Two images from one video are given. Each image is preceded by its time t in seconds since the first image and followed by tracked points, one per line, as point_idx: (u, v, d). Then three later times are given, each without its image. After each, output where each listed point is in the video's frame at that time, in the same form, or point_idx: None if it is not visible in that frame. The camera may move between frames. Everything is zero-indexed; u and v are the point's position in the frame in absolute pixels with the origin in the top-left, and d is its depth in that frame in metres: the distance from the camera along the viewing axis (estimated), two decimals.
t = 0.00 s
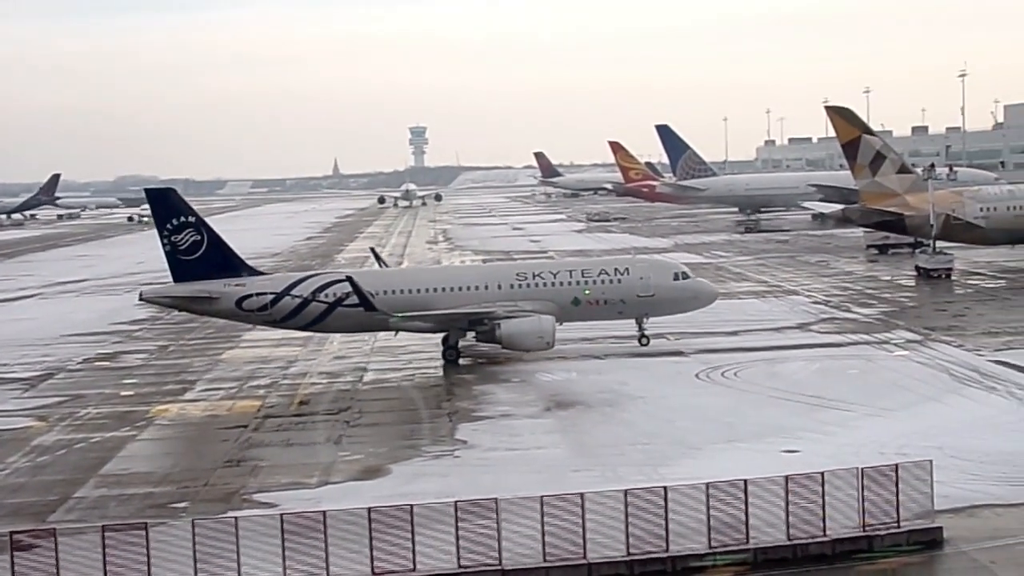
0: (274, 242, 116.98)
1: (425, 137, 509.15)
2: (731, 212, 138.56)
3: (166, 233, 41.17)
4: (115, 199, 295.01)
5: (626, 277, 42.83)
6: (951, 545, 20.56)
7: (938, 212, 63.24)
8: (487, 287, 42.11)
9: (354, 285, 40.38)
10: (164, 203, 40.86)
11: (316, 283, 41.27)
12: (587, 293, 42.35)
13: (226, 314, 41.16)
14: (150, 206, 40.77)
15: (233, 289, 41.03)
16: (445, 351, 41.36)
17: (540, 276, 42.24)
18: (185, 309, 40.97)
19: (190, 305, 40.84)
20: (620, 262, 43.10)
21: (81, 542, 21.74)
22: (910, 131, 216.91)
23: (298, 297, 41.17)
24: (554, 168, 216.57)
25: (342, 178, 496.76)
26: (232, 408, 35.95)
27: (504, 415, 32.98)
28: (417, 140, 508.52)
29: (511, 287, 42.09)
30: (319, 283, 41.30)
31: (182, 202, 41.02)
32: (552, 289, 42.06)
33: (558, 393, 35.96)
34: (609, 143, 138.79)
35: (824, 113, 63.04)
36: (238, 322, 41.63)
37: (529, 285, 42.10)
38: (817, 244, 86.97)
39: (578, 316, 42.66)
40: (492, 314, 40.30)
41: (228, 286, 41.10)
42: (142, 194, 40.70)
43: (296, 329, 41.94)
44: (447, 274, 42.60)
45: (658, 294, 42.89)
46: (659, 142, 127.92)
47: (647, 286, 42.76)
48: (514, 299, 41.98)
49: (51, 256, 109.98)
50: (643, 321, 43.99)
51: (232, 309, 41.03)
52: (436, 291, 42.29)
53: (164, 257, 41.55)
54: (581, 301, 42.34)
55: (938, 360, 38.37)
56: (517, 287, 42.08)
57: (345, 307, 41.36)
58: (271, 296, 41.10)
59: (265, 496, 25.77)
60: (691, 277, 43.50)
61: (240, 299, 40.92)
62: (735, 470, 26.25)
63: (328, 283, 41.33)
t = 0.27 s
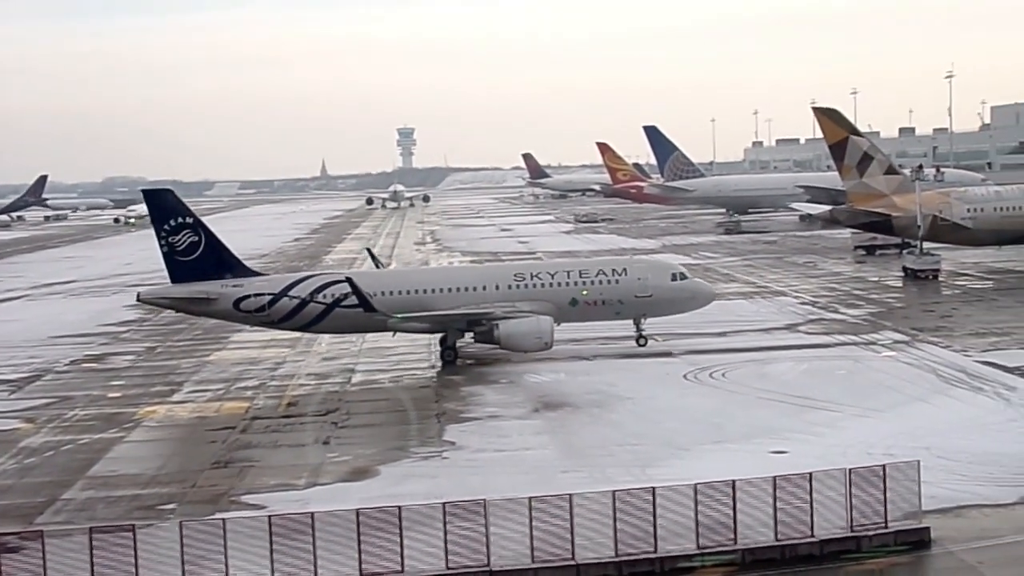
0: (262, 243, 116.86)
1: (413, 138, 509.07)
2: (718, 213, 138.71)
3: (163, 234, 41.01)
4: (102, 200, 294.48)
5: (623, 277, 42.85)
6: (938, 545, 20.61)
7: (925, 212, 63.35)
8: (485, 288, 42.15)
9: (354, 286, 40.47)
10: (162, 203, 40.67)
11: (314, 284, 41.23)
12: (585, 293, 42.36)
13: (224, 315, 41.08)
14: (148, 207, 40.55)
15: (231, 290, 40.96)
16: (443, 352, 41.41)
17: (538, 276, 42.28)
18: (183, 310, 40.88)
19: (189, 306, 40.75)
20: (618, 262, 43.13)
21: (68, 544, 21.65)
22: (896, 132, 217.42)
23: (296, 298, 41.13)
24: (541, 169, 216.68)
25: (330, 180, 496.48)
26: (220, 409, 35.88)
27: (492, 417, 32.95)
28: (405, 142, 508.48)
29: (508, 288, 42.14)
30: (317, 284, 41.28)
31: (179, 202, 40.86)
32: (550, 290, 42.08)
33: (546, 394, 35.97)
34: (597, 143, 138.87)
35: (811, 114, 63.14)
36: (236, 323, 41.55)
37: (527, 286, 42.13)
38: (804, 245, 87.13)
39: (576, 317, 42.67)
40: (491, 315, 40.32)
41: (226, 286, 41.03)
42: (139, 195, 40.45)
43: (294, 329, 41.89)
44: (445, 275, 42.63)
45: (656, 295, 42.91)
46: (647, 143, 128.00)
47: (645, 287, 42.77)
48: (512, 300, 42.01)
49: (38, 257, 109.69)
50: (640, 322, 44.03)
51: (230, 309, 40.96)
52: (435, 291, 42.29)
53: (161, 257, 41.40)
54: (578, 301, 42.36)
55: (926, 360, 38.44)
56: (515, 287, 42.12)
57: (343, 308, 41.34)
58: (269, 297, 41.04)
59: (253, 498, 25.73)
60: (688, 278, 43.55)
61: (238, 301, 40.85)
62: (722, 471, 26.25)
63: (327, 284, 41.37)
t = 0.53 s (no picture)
0: (246, 245, 116.67)
1: (397, 139, 508.54)
2: (703, 214, 138.84)
3: (157, 236, 41.01)
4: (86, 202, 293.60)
5: (618, 278, 42.92)
6: (922, 545, 20.65)
7: (908, 213, 63.50)
8: (479, 289, 42.18)
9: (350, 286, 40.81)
10: (156, 205, 40.71)
11: (309, 285, 41.14)
12: (579, 294, 42.43)
13: (218, 316, 41.02)
14: (143, 208, 40.56)
15: (225, 291, 40.89)
16: (437, 352, 41.57)
17: (532, 277, 42.33)
18: (176, 312, 40.83)
19: (182, 308, 40.71)
20: (612, 263, 43.19)
21: (51, 547, 21.58)
22: (880, 134, 217.69)
23: (291, 299, 41.02)
24: (526, 171, 216.53)
25: (314, 181, 495.66)
26: (204, 411, 35.80)
27: (477, 418, 32.93)
28: (389, 143, 507.92)
29: (502, 288, 42.18)
30: (311, 285, 41.17)
31: (173, 204, 40.89)
32: (544, 291, 42.13)
33: (531, 395, 35.97)
34: (582, 145, 138.89)
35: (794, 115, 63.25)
36: (230, 324, 41.51)
37: (521, 287, 42.19)
38: (789, 246, 87.26)
39: (570, 318, 42.75)
40: (486, 316, 40.40)
41: (220, 288, 40.95)
42: (134, 196, 40.46)
43: (289, 330, 41.84)
44: (439, 276, 42.64)
45: (650, 296, 42.98)
46: (631, 145, 128.02)
47: (640, 288, 42.84)
48: (506, 301, 42.08)
49: (21, 259, 109.28)
50: (634, 322, 44.12)
51: (224, 311, 40.89)
52: (430, 292, 42.26)
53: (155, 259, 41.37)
54: (573, 302, 42.42)
55: (909, 361, 38.53)
56: (509, 288, 42.17)
57: (338, 309, 41.23)
58: (264, 298, 40.95)
59: (237, 499, 25.68)
60: (682, 279, 43.59)
61: (232, 302, 40.78)
62: (707, 472, 26.28)
63: (321, 285, 41.25)
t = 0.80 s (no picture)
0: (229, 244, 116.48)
1: (381, 139, 508.16)
2: (686, 214, 138.98)
3: (151, 235, 41.02)
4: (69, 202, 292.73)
5: (611, 277, 42.94)
6: (905, 545, 20.68)
7: (891, 213, 63.66)
8: (473, 288, 42.17)
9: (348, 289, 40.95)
10: (149, 204, 40.76)
11: (303, 284, 41.06)
12: (573, 293, 42.44)
13: (212, 316, 40.92)
14: (135, 207, 40.62)
15: (219, 290, 40.79)
16: (431, 350, 41.67)
17: (526, 276, 42.33)
18: (170, 311, 40.74)
19: (176, 307, 40.62)
20: (606, 262, 43.21)
21: (34, 547, 21.50)
22: (863, 135, 218.13)
23: (285, 298, 40.94)
24: (509, 171, 216.50)
25: (297, 180, 494.98)
26: (187, 411, 35.70)
27: (461, 418, 32.90)
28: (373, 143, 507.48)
29: (496, 288, 42.16)
30: (306, 284, 41.11)
31: (166, 203, 40.91)
32: (538, 290, 42.14)
33: (515, 395, 35.96)
34: (565, 145, 138.95)
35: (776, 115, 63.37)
36: (224, 323, 41.42)
37: (515, 286, 42.18)
38: (772, 246, 87.41)
39: (563, 317, 42.75)
40: (481, 315, 40.50)
41: (214, 287, 40.86)
42: (126, 195, 40.57)
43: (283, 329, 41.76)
44: (433, 275, 42.60)
45: (644, 295, 42.98)
46: (615, 144, 128.08)
47: (634, 287, 42.84)
48: (499, 300, 42.06)
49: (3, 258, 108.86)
50: (628, 322, 44.16)
51: (218, 310, 40.79)
52: (425, 291, 42.26)
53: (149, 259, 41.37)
54: (567, 301, 42.43)
55: (892, 361, 38.61)
56: (503, 287, 42.16)
57: (333, 308, 41.21)
58: (258, 297, 40.88)
59: (221, 499, 25.61)
60: (676, 278, 43.58)
61: (225, 301, 40.69)
62: (691, 471, 26.28)
63: (315, 284, 41.18)
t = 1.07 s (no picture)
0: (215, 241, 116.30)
1: (367, 136, 507.65)
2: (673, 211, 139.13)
3: (147, 232, 40.80)
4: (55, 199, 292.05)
5: (608, 274, 42.98)
6: (890, 542, 20.75)
7: (877, 210, 63.83)
8: (471, 285, 42.05)
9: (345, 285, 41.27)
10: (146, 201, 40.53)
11: (300, 281, 41.04)
12: (569, 291, 42.47)
13: (208, 313, 40.82)
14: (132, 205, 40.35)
15: (216, 288, 40.68)
16: (428, 347, 41.74)
17: (523, 274, 42.34)
18: (166, 308, 40.60)
19: (172, 305, 40.48)
20: (603, 260, 43.25)
21: (20, 546, 21.46)
22: (850, 132, 218.47)
23: (282, 295, 40.95)
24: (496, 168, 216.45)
25: (284, 178, 494.20)
26: (173, 409, 35.66)
27: (448, 416, 32.92)
28: (360, 140, 506.99)
29: (493, 285, 42.07)
30: (302, 281, 41.09)
31: (163, 200, 40.72)
32: (534, 287, 42.17)
33: (502, 392, 36.00)
34: (552, 142, 138.95)
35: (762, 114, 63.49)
36: (220, 320, 41.34)
37: (511, 283, 42.14)
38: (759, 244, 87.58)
39: (559, 314, 42.80)
40: (479, 312, 40.86)
41: (210, 284, 40.76)
42: (124, 193, 40.23)
43: (279, 326, 41.73)
44: (429, 271, 42.53)
45: (640, 293, 43.03)
46: (603, 141, 128.08)
47: (630, 285, 42.89)
48: (496, 297, 41.99)
49: None
50: (624, 319, 44.31)
51: (214, 307, 40.70)
52: (422, 289, 42.16)
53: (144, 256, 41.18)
54: (563, 299, 42.49)
55: (879, 358, 38.70)
56: (499, 285, 42.09)
57: (330, 305, 41.24)
58: (254, 294, 40.84)
59: (207, 497, 25.60)
60: (673, 275, 43.56)
61: (222, 299, 40.59)
62: (677, 469, 26.31)
63: (312, 281, 41.16)
